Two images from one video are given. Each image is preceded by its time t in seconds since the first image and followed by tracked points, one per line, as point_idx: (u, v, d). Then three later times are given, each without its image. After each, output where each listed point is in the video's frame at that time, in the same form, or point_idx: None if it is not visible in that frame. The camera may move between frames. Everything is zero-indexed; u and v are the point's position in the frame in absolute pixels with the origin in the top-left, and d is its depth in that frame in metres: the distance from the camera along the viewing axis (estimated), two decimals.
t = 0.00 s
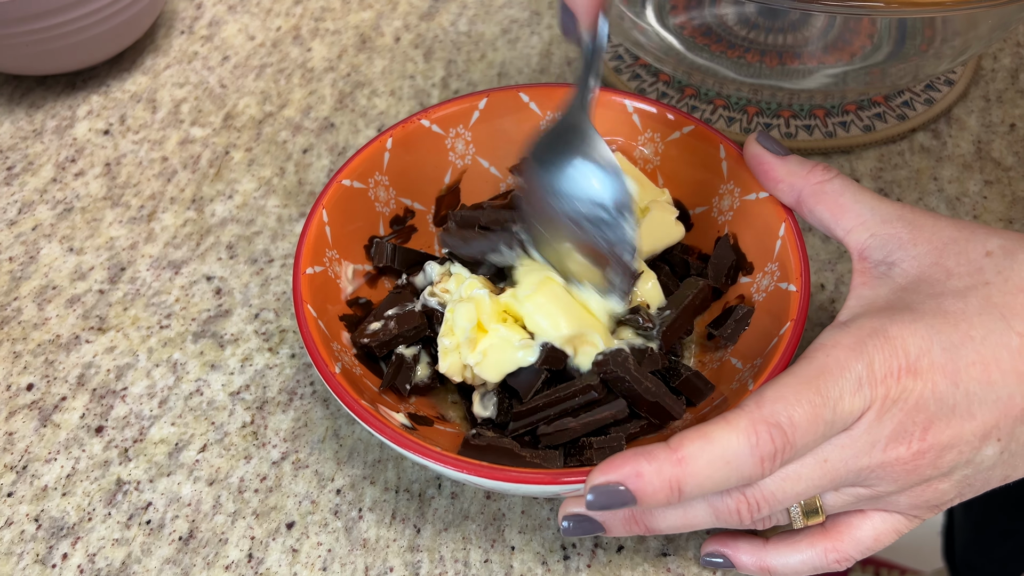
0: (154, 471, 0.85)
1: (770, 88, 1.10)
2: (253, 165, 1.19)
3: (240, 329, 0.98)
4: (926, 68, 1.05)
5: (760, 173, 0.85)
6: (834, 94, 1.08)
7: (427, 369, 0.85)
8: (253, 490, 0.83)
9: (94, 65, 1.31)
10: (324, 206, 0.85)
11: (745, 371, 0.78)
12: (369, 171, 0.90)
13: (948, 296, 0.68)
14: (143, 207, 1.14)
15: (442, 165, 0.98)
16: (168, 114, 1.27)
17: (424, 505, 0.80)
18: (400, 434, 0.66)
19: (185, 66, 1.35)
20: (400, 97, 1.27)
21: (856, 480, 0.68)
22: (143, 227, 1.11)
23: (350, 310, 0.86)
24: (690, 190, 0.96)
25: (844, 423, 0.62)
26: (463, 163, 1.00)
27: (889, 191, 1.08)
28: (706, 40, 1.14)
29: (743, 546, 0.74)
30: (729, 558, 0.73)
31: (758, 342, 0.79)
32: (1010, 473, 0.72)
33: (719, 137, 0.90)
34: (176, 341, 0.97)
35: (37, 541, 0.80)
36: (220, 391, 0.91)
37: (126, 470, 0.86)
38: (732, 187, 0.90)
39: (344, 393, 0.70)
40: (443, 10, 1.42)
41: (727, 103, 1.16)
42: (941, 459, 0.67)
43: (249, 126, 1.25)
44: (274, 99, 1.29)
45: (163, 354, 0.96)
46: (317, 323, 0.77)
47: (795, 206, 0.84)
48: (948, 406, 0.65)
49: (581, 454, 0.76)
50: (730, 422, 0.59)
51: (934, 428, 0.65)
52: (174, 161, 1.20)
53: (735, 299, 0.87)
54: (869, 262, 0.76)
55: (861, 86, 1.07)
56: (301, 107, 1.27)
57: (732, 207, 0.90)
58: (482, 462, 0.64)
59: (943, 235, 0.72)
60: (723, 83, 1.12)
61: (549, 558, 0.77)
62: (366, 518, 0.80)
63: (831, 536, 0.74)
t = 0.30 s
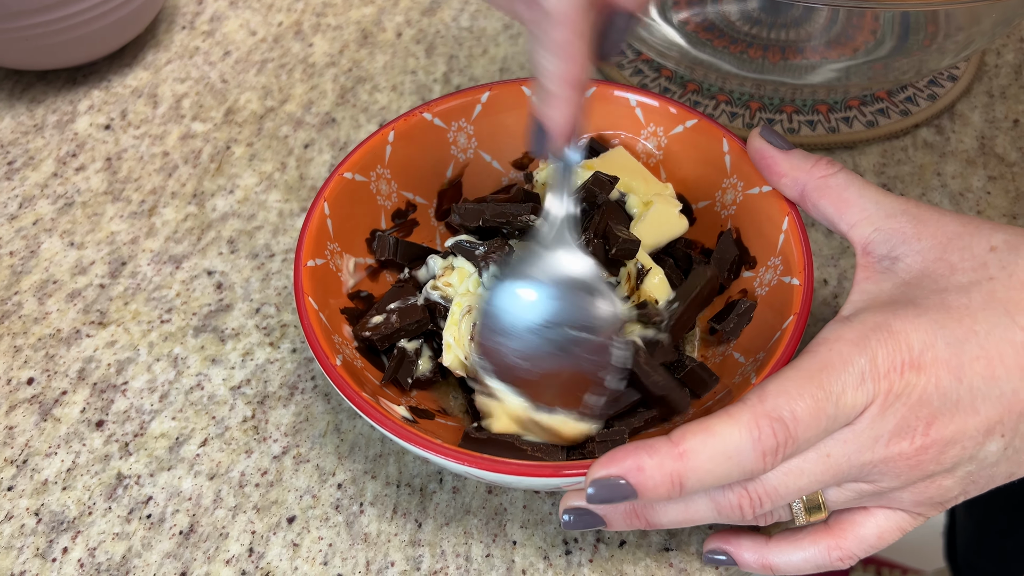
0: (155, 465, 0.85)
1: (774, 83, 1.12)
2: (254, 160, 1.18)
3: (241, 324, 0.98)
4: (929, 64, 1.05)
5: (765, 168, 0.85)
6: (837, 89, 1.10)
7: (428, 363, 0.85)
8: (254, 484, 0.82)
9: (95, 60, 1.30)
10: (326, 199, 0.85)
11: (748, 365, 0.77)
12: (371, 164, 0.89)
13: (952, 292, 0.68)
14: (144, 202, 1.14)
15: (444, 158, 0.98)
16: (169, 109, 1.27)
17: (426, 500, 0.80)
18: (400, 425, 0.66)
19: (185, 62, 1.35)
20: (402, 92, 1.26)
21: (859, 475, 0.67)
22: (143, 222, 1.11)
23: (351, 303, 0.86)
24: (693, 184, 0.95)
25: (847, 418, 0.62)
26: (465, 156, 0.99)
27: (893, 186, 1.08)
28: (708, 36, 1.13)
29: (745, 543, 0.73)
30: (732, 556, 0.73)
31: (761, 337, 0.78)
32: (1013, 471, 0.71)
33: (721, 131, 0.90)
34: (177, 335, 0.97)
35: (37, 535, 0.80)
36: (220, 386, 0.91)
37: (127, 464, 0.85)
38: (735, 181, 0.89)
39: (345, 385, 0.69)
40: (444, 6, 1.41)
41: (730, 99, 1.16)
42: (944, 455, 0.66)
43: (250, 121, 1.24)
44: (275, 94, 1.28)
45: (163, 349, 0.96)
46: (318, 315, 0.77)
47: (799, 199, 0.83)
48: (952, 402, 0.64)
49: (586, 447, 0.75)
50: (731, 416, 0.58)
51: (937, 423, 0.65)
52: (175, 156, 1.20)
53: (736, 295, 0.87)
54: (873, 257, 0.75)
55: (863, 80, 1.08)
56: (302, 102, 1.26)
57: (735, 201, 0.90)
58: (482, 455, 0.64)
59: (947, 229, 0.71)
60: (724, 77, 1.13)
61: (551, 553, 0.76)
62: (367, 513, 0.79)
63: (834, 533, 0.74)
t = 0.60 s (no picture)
0: (158, 469, 0.85)
1: (775, 89, 1.10)
2: (257, 164, 1.19)
3: (244, 328, 0.98)
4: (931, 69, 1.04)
5: (767, 176, 0.85)
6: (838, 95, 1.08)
7: (430, 363, 0.85)
8: (258, 489, 0.83)
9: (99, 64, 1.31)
10: (331, 195, 0.85)
11: (745, 372, 0.77)
12: (378, 163, 0.90)
13: (951, 303, 0.68)
14: (148, 206, 1.14)
15: (450, 158, 0.98)
16: (173, 114, 1.27)
17: (428, 505, 0.80)
18: (397, 423, 0.66)
19: (189, 65, 1.35)
20: (405, 97, 1.27)
21: (851, 484, 0.67)
22: (147, 226, 1.11)
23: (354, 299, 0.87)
24: (700, 190, 0.96)
25: (839, 427, 0.62)
26: (472, 157, 0.99)
27: (894, 192, 1.08)
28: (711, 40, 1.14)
29: (740, 556, 0.73)
30: (727, 568, 0.73)
31: (759, 343, 0.79)
32: (1013, 482, 0.71)
33: (726, 139, 0.90)
34: (180, 340, 0.97)
35: (41, 539, 0.80)
36: (224, 390, 0.91)
37: (131, 469, 0.86)
38: (739, 188, 0.90)
39: (342, 380, 0.70)
40: (447, 10, 1.42)
41: (732, 104, 1.16)
42: (938, 465, 0.66)
43: (253, 125, 1.25)
44: (279, 98, 1.29)
45: (167, 353, 0.96)
46: (319, 311, 0.77)
47: (801, 208, 0.83)
48: (946, 412, 0.64)
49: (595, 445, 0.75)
50: (721, 421, 0.59)
51: (930, 434, 0.65)
52: (178, 160, 1.20)
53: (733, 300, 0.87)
54: (873, 265, 0.75)
55: (866, 87, 1.06)
56: (305, 106, 1.27)
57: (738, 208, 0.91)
58: (475, 453, 0.64)
59: (948, 239, 0.71)
60: (727, 83, 1.12)
61: (553, 558, 0.76)
62: (370, 518, 0.80)
63: (829, 545, 0.73)
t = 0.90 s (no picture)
0: (155, 469, 0.85)
1: (776, 88, 1.10)
2: (256, 163, 1.18)
3: (242, 327, 0.97)
4: (935, 68, 1.03)
5: (764, 173, 0.84)
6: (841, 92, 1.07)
7: (428, 367, 0.85)
8: (255, 489, 0.82)
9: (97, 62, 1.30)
10: (325, 200, 0.84)
11: (746, 370, 0.76)
12: (372, 166, 0.89)
13: (953, 297, 0.67)
14: (145, 205, 1.13)
15: (444, 160, 0.98)
16: (171, 112, 1.27)
17: (427, 506, 0.80)
18: (396, 428, 0.66)
19: (188, 64, 1.34)
20: (404, 95, 1.26)
21: (857, 481, 0.67)
22: (144, 225, 1.11)
23: (349, 304, 0.86)
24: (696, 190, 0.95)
25: (845, 425, 0.61)
26: (466, 158, 0.99)
27: (897, 191, 1.07)
28: (712, 38, 1.12)
29: (746, 552, 0.72)
30: (732, 564, 0.72)
31: (759, 341, 0.78)
32: (1017, 479, 0.71)
33: (723, 136, 0.90)
34: (177, 339, 0.96)
35: (37, 540, 0.80)
36: (221, 390, 0.91)
37: (127, 469, 0.85)
38: (737, 186, 0.89)
39: (341, 386, 0.69)
40: (447, 8, 1.41)
41: (733, 103, 1.15)
42: (944, 461, 0.66)
43: (252, 124, 1.24)
44: (278, 96, 1.28)
45: (164, 352, 0.95)
46: (315, 315, 0.77)
47: (799, 204, 0.82)
48: (952, 408, 0.64)
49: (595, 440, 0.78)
50: (727, 424, 0.58)
51: (936, 430, 0.64)
52: (176, 159, 1.20)
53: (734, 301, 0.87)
54: (874, 260, 0.74)
55: (868, 85, 1.05)
56: (304, 104, 1.26)
57: (737, 206, 0.89)
58: (477, 459, 0.64)
59: (949, 232, 0.70)
60: (728, 81, 1.11)
61: (553, 559, 0.76)
62: (368, 519, 0.79)
63: (835, 540, 0.73)
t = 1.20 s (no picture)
0: (156, 468, 0.85)
1: (780, 85, 1.11)
2: (257, 161, 1.18)
3: (243, 326, 0.97)
4: (939, 64, 1.04)
5: (768, 169, 0.84)
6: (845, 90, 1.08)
7: (430, 367, 0.83)
8: (256, 488, 0.82)
9: (98, 60, 1.30)
10: (326, 198, 0.84)
11: (750, 368, 0.76)
12: (372, 164, 0.89)
13: (957, 294, 0.66)
14: (146, 203, 1.13)
15: (445, 159, 0.97)
16: (172, 110, 1.26)
17: (428, 505, 0.79)
18: (399, 428, 0.65)
19: (189, 61, 1.34)
20: (406, 93, 1.26)
21: (861, 480, 0.66)
22: (145, 222, 1.10)
23: (350, 303, 0.86)
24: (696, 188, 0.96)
25: (849, 423, 0.61)
26: (467, 156, 0.99)
27: (900, 189, 1.07)
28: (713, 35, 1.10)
29: (749, 550, 0.72)
30: (735, 563, 0.72)
31: (761, 340, 0.78)
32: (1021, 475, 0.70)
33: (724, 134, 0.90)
34: (179, 338, 0.96)
35: (38, 538, 0.80)
36: (223, 388, 0.91)
37: (128, 468, 0.85)
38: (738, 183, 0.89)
39: (343, 386, 0.68)
40: (449, 6, 1.41)
41: (737, 100, 1.15)
42: (948, 459, 0.65)
43: (253, 122, 1.24)
44: (279, 94, 1.28)
45: (165, 351, 0.95)
46: (316, 315, 0.76)
47: (803, 201, 0.82)
48: (955, 405, 0.63)
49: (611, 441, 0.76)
50: (731, 422, 0.57)
51: (940, 428, 0.64)
52: (177, 157, 1.19)
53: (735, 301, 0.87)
54: (877, 257, 0.74)
55: (872, 83, 1.05)
56: (306, 102, 1.26)
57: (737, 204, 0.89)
58: (480, 458, 0.63)
59: (953, 229, 0.70)
60: (731, 78, 1.12)
61: (555, 559, 0.75)
62: (370, 518, 0.79)
63: (838, 539, 0.72)
